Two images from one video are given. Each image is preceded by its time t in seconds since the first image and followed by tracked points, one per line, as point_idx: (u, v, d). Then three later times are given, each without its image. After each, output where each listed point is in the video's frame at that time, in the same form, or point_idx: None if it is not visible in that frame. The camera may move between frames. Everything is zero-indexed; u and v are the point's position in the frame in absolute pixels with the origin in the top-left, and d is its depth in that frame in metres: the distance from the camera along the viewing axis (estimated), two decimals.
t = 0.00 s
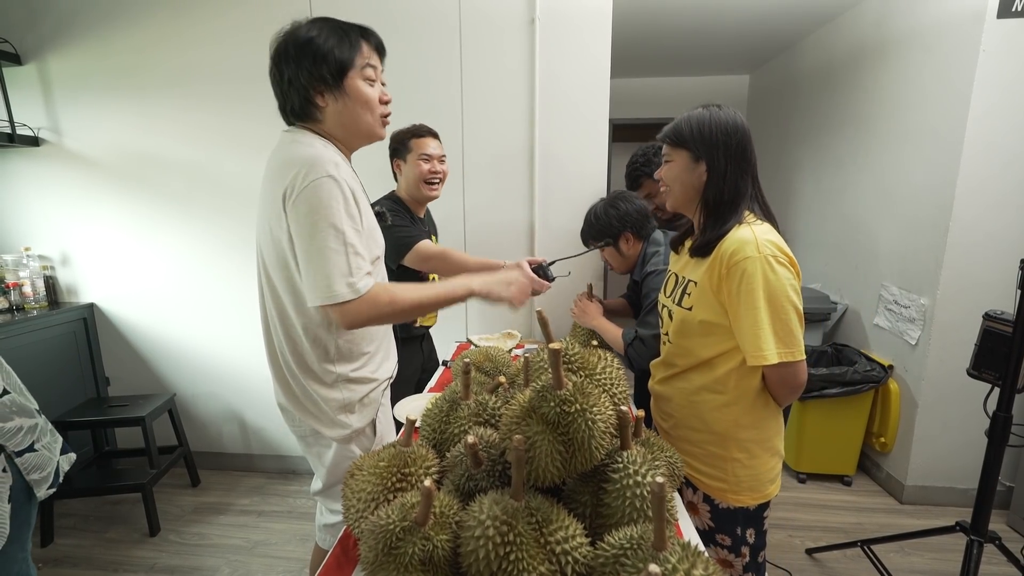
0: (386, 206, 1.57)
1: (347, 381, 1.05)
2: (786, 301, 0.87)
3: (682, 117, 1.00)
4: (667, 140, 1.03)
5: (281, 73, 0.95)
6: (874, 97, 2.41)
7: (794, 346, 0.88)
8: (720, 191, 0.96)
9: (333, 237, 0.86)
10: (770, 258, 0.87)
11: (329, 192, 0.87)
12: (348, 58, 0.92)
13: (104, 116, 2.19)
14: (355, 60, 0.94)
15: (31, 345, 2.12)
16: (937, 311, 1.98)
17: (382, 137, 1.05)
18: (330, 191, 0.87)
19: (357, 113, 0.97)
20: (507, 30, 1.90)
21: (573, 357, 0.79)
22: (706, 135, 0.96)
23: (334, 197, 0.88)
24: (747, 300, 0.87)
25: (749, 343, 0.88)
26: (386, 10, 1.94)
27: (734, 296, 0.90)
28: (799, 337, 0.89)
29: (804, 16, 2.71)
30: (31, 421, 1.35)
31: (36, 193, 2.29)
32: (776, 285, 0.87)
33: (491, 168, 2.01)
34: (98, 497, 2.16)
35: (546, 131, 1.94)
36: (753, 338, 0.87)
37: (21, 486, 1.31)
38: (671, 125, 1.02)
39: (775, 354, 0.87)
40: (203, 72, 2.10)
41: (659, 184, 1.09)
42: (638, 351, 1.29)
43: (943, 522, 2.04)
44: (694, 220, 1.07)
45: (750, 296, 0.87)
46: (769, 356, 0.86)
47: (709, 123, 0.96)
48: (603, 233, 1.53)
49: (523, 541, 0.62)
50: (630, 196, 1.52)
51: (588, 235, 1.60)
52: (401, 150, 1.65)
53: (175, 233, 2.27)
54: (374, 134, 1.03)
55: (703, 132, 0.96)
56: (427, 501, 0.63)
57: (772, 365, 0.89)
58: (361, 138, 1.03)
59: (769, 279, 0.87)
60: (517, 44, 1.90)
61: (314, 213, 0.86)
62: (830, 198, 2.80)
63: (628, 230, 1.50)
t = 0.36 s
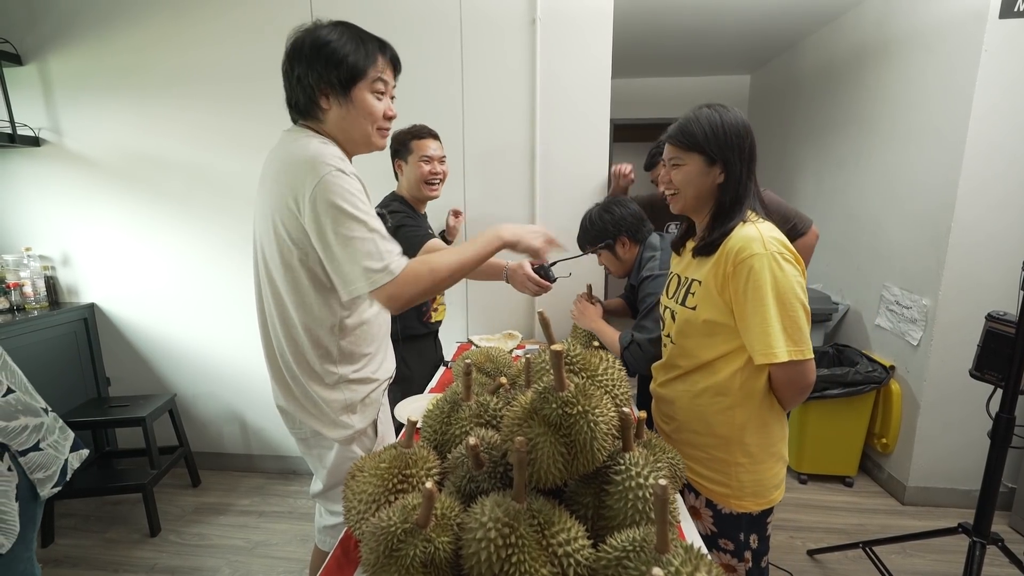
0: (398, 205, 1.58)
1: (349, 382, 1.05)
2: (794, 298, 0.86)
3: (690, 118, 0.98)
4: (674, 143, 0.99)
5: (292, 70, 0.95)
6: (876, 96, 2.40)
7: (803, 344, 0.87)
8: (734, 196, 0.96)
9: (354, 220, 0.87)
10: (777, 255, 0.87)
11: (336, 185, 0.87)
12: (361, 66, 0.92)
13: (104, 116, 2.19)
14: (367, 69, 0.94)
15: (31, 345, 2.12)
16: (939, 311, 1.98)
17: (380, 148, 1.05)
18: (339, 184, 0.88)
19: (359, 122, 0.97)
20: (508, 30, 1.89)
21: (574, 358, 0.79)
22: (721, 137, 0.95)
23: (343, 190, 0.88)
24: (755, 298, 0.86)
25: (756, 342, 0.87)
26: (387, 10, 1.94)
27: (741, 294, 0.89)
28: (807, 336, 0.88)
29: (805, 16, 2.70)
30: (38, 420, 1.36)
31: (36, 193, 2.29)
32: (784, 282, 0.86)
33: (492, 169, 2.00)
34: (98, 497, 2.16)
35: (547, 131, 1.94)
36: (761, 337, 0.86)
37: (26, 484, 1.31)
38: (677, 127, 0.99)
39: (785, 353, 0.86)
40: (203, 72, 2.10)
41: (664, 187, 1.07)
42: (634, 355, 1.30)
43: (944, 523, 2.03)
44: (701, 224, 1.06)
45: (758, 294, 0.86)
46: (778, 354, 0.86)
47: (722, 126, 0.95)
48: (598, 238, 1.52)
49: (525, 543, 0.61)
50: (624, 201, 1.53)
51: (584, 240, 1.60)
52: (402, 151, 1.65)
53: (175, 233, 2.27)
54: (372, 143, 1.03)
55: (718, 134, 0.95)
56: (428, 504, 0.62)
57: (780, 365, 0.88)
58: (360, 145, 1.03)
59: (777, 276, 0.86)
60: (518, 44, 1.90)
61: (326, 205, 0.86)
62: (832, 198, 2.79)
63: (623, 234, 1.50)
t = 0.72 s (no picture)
0: (405, 203, 1.57)
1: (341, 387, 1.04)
2: (801, 298, 0.85)
3: (699, 120, 0.96)
4: (684, 147, 0.98)
5: (341, 65, 0.93)
6: (880, 96, 2.39)
7: (810, 347, 0.86)
8: (746, 199, 0.95)
9: (312, 243, 0.84)
10: (784, 255, 0.86)
11: (330, 194, 0.88)
12: (403, 110, 0.97)
13: (105, 116, 2.18)
14: (406, 113, 0.98)
15: (31, 346, 2.11)
16: (944, 313, 1.96)
17: (372, 173, 1.09)
18: (331, 193, 0.88)
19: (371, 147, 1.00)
20: (509, 30, 1.88)
21: (577, 363, 0.78)
22: (734, 139, 0.94)
23: (335, 202, 0.89)
24: (760, 299, 0.85)
25: (760, 344, 0.85)
26: (388, 10, 1.93)
27: (746, 295, 0.88)
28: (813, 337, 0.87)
29: (809, 15, 2.69)
30: (33, 423, 1.34)
31: (37, 193, 2.28)
32: (791, 284, 0.85)
33: (493, 169, 1.99)
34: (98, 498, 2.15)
35: (549, 131, 1.93)
36: (766, 339, 0.85)
37: (24, 487, 1.30)
38: (687, 130, 0.97)
39: (790, 355, 0.85)
40: (204, 72, 2.09)
41: (674, 191, 1.05)
42: (637, 362, 1.29)
43: (949, 526, 2.02)
44: (709, 228, 1.06)
45: (763, 296, 0.85)
46: (783, 356, 0.84)
47: (734, 127, 0.94)
48: (598, 241, 1.51)
49: (526, 552, 0.60)
50: (624, 203, 1.52)
51: (584, 242, 1.58)
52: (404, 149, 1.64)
53: (176, 234, 2.26)
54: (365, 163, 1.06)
55: (732, 136, 0.93)
56: (428, 511, 0.61)
57: (785, 367, 0.87)
58: (358, 162, 1.06)
59: (784, 277, 0.85)
60: (520, 44, 1.89)
61: (301, 216, 0.85)
62: (835, 198, 2.78)
63: (624, 237, 1.48)
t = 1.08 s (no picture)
0: (406, 214, 1.57)
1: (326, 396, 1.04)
2: (808, 307, 0.84)
3: (695, 134, 0.96)
4: (683, 162, 0.98)
5: (310, 74, 0.96)
6: (886, 98, 2.37)
7: (817, 358, 0.85)
8: (747, 210, 0.95)
9: (281, 256, 0.87)
10: (790, 265, 0.85)
11: (310, 203, 0.90)
12: (382, 87, 0.98)
13: (112, 122, 2.20)
14: (387, 91, 1.00)
15: (40, 349, 2.14)
16: (953, 318, 1.94)
17: (382, 167, 1.10)
18: (310, 201, 0.90)
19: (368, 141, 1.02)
20: (512, 34, 1.88)
21: (578, 374, 0.78)
22: (732, 150, 0.93)
23: (316, 211, 0.91)
24: (766, 309, 0.84)
25: (766, 355, 0.85)
26: (391, 15, 1.94)
27: (751, 305, 0.87)
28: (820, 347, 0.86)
29: (814, 16, 2.66)
30: (42, 427, 1.33)
31: (45, 198, 2.31)
32: (797, 294, 0.84)
33: (495, 172, 1.99)
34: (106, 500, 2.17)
35: (552, 135, 1.92)
36: (772, 349, 0.84)
37: (33, 491, 1.31)
38: (685, 146, 0.97)
39: (796, 366, 0.84)
40: (209, 78, 2.10)
41: (681, 206, 1.06)
42: (639, 370, 1.29)
43: (958, 534, 2.00)
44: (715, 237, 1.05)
45: (769, 306, 0.84)
46: (789, 367, 0.84)
47: (730, 138, 0.93)
48: (599, 250, 1.50)
49: (527, 566, 0.60)
50: (624, 212, 1.51)
51: (585, 251, 1.58)
52: (417, 161, 1.64)
53: (183, 238, 2.28)
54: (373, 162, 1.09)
55: (729, 148, 0.92)
56: (428, 526, 0.61)
57: (790, 378, 0.86)
58: (363, 161, 1.08)
59: (790, 287, 0.84)
60: (522, 48, 1.88)
61: (277, 225, 0.88)
62: (842, 201, 2.75)
63: (626, 246, 1.48)
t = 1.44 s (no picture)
0: (421, 216, 1.57)
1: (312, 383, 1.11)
2: (838, 303, 0.82)
3: (719, 131, 0.94)
4: (705, 159, 0.96)
5: (314, 79, 1.07)
6: (907, 94, 2.33)
7: (849, 355, 0.83)
8: (770, 209, 0.93)
9: (263, 241, 0.95)
10: (818, 260, 0.83)
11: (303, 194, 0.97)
12: (378, 75, 1.06)
13: (130, 122, 2.23)
14: (384, 78, 1.07)
15: (59, 347, 2.17)
16: (977, 320, 1.90)
17: (398, 155, 1.18)
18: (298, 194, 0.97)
19: (374, 128, 1.09)
20: (527, 32, 1.87)
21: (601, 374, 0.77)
22: (754, 148, 0.91)
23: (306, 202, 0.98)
24: (794, 306, 0.83)
25: (793, 352, 0.83)
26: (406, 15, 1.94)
27: (778, 302, 0.86)
28: (852, 343, 0.84)
29: (833, 12, 2.62)
30: (55, 427, 1.32)
31: (64, 198, 2.34)
32: (825, 289, 0.82)
33: (509, 171, 1.99)
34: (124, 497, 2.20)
35: (567, 134, 1.91)
36: (800, 347, 0.83)
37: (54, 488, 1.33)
38: (708, 143, 0.95)
39: (827, 363, 0.82)
40: (226, 79, 2.12)
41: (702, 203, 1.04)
42: (658, 370, 1.29)
43: (981, 539, 1.95)
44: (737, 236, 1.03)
45: (797, 303, 0.82)
46: (819, 364, 0.82)
47: (753, 136, 0.91)
48: (617, 248, 1.49)
49: (554, 568, 0.60)
50: (643, 210, 1.50)
51: (603, 249, 1.57)
52: (437, 162, 1.63)
53: (199, 238, 2.30)
54: (388, 149, 1.16)
55: (751, 145, 0.91)
56: (453, 527, 0.60)
57: (822, 375, 0.84)
58: (377, 152, 1.16)
59: (817, 283, 0.82)
60: (538, 45, 1.87)
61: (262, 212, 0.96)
62: (861, 199, 2.71)
63: (643, 244, 1.46)
